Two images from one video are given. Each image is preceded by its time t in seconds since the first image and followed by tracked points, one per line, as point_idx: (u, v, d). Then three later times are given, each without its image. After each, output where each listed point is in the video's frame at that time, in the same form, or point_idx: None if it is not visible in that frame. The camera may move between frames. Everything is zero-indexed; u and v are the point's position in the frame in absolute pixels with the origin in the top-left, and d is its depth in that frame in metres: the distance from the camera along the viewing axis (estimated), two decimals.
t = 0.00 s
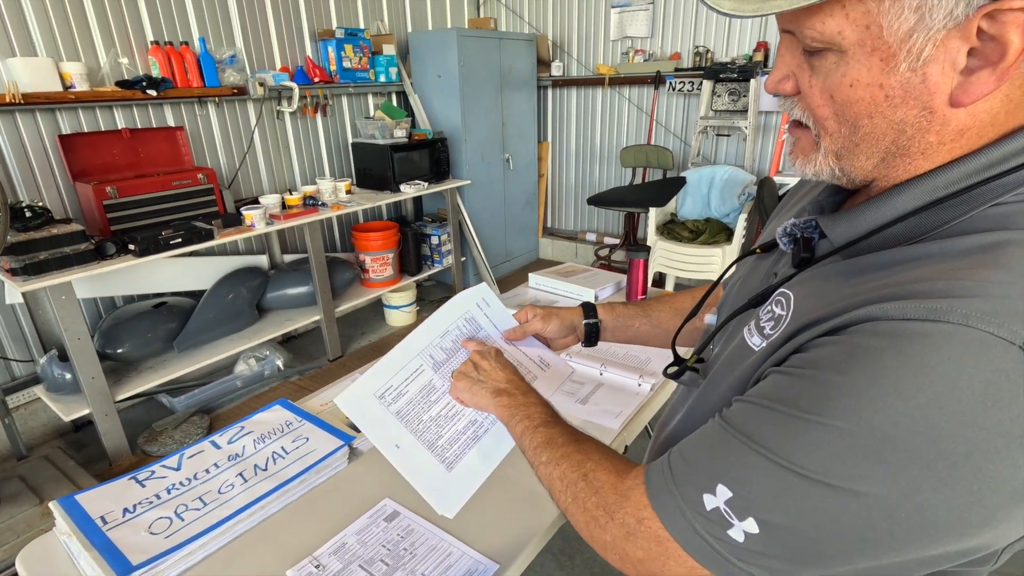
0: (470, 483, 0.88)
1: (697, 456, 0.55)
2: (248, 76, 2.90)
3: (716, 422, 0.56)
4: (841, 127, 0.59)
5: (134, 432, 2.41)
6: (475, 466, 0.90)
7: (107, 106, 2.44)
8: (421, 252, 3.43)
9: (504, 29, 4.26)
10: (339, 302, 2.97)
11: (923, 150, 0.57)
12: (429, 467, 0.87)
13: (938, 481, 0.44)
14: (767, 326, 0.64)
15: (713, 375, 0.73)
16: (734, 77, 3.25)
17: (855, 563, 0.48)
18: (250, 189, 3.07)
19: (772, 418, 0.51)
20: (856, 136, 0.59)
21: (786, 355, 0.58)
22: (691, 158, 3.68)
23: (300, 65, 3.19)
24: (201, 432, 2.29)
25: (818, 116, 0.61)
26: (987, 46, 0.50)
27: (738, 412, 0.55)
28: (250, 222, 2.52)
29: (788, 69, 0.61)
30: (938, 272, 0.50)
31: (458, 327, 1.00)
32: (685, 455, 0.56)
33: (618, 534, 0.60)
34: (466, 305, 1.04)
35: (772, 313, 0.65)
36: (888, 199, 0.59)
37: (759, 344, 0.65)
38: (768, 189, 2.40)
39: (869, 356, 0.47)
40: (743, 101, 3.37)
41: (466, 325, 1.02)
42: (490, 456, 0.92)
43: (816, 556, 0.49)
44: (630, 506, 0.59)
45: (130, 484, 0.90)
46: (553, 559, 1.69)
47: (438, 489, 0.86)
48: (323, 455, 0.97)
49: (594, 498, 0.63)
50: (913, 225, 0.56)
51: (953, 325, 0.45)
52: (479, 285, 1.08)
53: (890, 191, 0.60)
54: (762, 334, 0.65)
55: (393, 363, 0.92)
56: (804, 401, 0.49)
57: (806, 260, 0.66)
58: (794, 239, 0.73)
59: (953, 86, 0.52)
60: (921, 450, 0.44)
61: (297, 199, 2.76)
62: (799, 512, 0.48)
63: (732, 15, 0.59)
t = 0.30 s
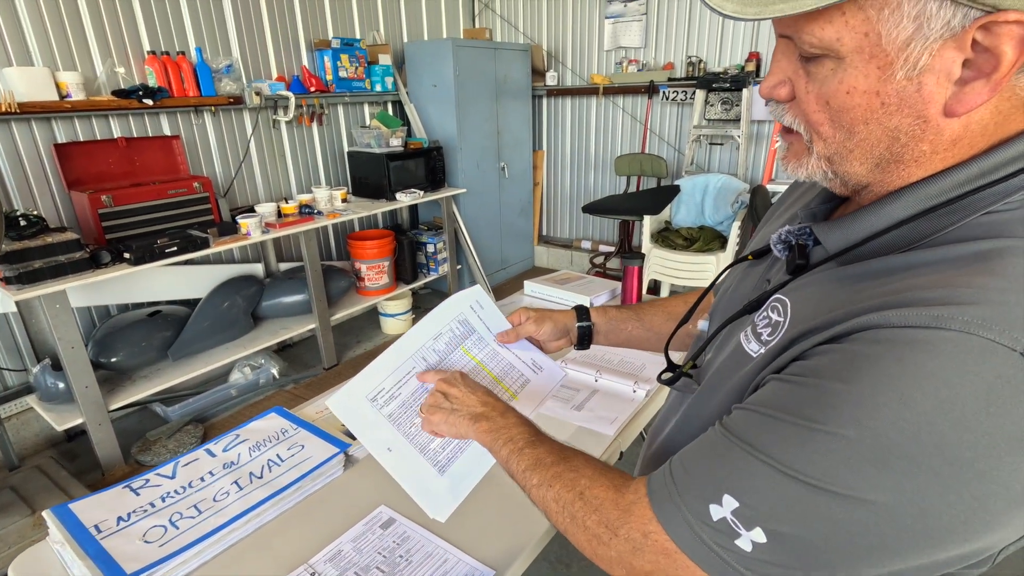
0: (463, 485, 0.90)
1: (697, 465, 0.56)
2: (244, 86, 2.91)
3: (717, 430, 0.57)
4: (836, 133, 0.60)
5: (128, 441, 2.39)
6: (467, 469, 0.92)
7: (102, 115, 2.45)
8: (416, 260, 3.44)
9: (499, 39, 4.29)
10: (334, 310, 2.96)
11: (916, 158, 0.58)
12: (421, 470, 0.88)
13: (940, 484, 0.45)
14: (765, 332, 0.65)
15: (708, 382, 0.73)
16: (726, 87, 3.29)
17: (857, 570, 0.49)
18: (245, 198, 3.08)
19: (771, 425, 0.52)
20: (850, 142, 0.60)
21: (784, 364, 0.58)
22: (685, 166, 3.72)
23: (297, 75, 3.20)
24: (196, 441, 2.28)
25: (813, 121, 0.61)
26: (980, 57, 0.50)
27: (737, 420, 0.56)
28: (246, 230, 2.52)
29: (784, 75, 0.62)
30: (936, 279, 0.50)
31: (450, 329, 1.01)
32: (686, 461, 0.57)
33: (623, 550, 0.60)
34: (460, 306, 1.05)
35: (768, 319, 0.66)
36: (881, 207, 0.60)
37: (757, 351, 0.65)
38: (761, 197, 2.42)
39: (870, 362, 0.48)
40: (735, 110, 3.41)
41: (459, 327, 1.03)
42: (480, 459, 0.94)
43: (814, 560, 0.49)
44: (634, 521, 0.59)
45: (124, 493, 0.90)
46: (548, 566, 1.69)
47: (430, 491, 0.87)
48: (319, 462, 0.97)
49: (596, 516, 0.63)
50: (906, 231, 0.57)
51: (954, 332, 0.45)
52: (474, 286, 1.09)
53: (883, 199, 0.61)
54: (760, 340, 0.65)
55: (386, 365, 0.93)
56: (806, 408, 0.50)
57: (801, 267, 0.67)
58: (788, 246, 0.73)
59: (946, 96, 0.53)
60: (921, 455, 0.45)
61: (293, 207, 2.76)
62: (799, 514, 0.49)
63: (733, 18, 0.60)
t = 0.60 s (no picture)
0: (449, 497, 0.84)
1: (701, 464, 0.56)
2: (238, 94, 2.91)
3: (721, 425, 0.57)
4: (833, 133, 0.60)
5: (118, 451, 2.36)
6: (454, 479, 0.86)
7: (95, 123, 2.44)
8: (411, 268, 3.44)
9: (494, 49, 4.32)
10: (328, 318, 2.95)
11: (912, 158, 0.58)
12: (405, 481, 0.83)
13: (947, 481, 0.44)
14: (765, 334, 0.65)
15: (707, 385, 0.73)
16: (719, 95, 3.32)
17: (862, 568, 0.48)
18: (239, 206, 3.07)
19: (773, 420, 0.52)
20: (846, 143, 0.60)
21: (788, 360, 0.58)
22: (678, 174, 3.74)
23: (291, 83, 3.21)
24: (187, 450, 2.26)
25: (811, 121, 0.61)
26: (976, 60, 0.51)
27: (741, 416, 0.56)
28: (239, 238, 2.51)
29: (783, 75, 0.62)
30: (937, 277, 0.50)
31: (438, 336, 0.95)
32: (689, 457, 0.57)
33: (632, 549, 0.60)
34: (447, 311, 0.99)
35: (767, 321, 0.66)
36: (880, 207, 0.60)
37: (757, 352, 0.65)
38: (754, 204, 2.44)
39: (875, 358, 0.48)
40: (728, 119, 3.44)
41: (446, 333, 0.96)
42: (469, 469, 0.88)
43: (816, 558, 0.49)
44: (643, 520, 0.59)
45: (112, 503, 0.88)
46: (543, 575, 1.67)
47: (414, 503, 0.82)
48: (311, 470, 0.96)
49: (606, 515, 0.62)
50: (905, 231, 0.57)
51: (959, 327, 0.45)
52: (461, 292, 1.02)
53: (879, 200, 0.61)
54: (760, 342, 0.65)
55: (369, 371, 0.88)
56: (818, 406, 0.49)
57: (799, 269, 0.67)
58: (785, 249, 0.72)
59: (943, 97, 0.53)
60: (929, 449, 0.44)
61: (287, 215, 2.76)
62: (801, 511, 0.49)
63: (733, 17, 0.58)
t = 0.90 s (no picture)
0: (440, 476, 0.82)
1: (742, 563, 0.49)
2: (233, 103, 2.92)
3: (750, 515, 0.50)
4: (819, 129, 0.60)
5: (108, 462, 2.34)
6: (444, 460, 0.85)
7: (88, 132, 2.44)
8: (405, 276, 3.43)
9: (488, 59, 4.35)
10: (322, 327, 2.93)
11: (895, 156, 0.58)
12: (394, 459, 0.81)
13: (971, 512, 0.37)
14: (765, 346, 0.61)
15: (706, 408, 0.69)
16: (711, 105, 3.35)
17: None
18: (233, 214, 3.07)
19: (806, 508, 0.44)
20: (832, 139, 0.60)
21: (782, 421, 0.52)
22: (672, 183, 3.76)
23: (286, 92, 3.22)
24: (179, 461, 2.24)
25: (797, 118, 0.62)
26: (955, 59, 0.51)
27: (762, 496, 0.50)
28: (232, 246, 2.50)
29: (773, 73, 0.63)
30: (914, 278, 0.49)
31: (433, 322, 0.99)
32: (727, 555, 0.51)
33: None
34: (444, 301, 1.03)
35: (765, 332, 0.62)
36: (867, 209, 0.60)
37: (758, 366, 0.61)
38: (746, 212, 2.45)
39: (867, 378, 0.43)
40: (720, 128, 3.47)
41: (441, 320, 1.01)
42: (459, 451, 0.87)
43: None
44: None
45: (101, 513, 0.87)
46: None
47: (402, 481, 0.79)
48: (303, 479, 0.96)
49: None
50: (891, 232, 0.56)
51: (957, 339, 0.41)
52: (457, 282, 1.07)
53: (867, 200, 0.61)
54: (761, 354, 0.61)
55: (364, 350, 0.88)
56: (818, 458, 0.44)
57: (789, 276, 0.66)
58: (776, 255, 0.72)
59: (923, 95, 0.54)
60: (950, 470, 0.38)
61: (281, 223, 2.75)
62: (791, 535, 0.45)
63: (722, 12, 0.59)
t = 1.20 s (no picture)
0: (437, 460, 0.81)
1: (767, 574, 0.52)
2: (228, 112, 2.92)
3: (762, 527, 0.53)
4: (803, 133, 0.61)
5: (99, 473, 2.31)
6: (442, 444, 0.84)
7: (82, 141, 2.43)
8: (400, 284, 3.43)
9: (483, 69, 4.38)
10: (316, 335, 2.92)
11: (876, 157, 0.59)
12: (391, 440, 0.80)
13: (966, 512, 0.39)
14: (762, 352, 0.61)
15: (703, 411, 0.68)
16: (704, 114, 3.38)
17: None
18: (228, 223, 3.06)
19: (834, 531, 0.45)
20: (816, 143, 0.61)
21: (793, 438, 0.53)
22: (666, 191, 3.78)
23: (281, 101, 3.23)
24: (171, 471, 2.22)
25: (782, 123, 0.62)
26: (930, 63, 0.52)
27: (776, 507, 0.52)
28: (227, 255, 2.50)
29: (757, 81, 0.64)
30: (905, 277, 0.50)
31: (429, 316, 0.99)
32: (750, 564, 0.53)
33: None
34: (440, 294, 1.04)
35: (763, 339, 0.62)
36: (852, 211, 0.60)
37: (757, 371, 0.61)
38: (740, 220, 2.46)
39: (868, 386, 0.45)
40: (713, 137, 3.49)
41: (437, 314, 1.01)
42: (457, 436, 0.86)
43: None
44: None
45: (91, 524, 0.87)
46: None
47: (399, 462, 0.78)
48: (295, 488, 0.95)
49: None
50: (877, 233, 0.57)
51: (956, 336, 0.42)
52: (454, 278, 1.07)
53: (852, 203, 0.61)
54: (759, 360, 0.61)
55: (360, 337, 0.88)
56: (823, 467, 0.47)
57: (782, 280, 0.66)
58: (766, 262, 0.71)
59: (901, 98, 0.55)
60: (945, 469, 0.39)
61: (276, 232, 2.75)
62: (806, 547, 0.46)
63: (705, 22, 0.59)
